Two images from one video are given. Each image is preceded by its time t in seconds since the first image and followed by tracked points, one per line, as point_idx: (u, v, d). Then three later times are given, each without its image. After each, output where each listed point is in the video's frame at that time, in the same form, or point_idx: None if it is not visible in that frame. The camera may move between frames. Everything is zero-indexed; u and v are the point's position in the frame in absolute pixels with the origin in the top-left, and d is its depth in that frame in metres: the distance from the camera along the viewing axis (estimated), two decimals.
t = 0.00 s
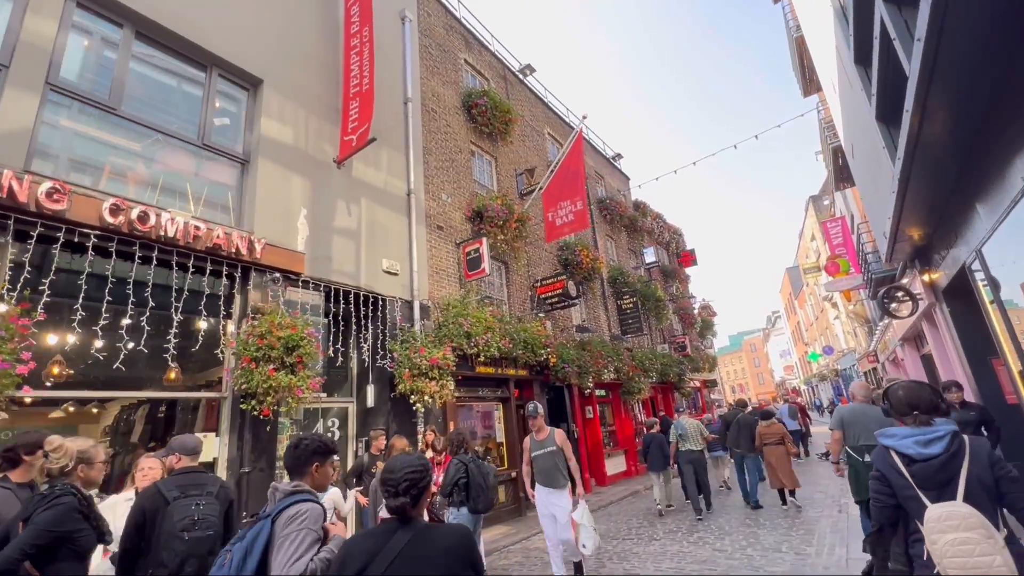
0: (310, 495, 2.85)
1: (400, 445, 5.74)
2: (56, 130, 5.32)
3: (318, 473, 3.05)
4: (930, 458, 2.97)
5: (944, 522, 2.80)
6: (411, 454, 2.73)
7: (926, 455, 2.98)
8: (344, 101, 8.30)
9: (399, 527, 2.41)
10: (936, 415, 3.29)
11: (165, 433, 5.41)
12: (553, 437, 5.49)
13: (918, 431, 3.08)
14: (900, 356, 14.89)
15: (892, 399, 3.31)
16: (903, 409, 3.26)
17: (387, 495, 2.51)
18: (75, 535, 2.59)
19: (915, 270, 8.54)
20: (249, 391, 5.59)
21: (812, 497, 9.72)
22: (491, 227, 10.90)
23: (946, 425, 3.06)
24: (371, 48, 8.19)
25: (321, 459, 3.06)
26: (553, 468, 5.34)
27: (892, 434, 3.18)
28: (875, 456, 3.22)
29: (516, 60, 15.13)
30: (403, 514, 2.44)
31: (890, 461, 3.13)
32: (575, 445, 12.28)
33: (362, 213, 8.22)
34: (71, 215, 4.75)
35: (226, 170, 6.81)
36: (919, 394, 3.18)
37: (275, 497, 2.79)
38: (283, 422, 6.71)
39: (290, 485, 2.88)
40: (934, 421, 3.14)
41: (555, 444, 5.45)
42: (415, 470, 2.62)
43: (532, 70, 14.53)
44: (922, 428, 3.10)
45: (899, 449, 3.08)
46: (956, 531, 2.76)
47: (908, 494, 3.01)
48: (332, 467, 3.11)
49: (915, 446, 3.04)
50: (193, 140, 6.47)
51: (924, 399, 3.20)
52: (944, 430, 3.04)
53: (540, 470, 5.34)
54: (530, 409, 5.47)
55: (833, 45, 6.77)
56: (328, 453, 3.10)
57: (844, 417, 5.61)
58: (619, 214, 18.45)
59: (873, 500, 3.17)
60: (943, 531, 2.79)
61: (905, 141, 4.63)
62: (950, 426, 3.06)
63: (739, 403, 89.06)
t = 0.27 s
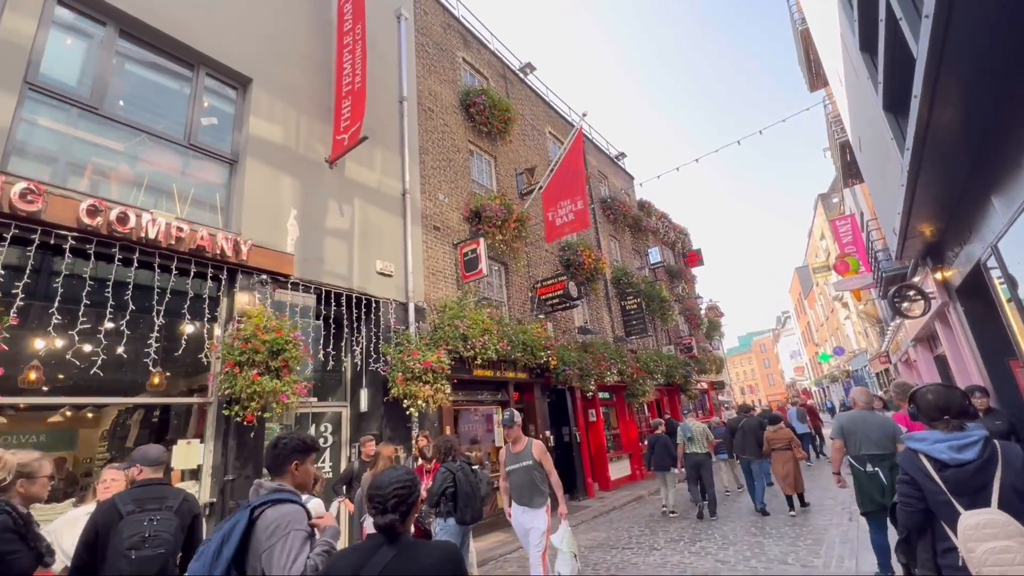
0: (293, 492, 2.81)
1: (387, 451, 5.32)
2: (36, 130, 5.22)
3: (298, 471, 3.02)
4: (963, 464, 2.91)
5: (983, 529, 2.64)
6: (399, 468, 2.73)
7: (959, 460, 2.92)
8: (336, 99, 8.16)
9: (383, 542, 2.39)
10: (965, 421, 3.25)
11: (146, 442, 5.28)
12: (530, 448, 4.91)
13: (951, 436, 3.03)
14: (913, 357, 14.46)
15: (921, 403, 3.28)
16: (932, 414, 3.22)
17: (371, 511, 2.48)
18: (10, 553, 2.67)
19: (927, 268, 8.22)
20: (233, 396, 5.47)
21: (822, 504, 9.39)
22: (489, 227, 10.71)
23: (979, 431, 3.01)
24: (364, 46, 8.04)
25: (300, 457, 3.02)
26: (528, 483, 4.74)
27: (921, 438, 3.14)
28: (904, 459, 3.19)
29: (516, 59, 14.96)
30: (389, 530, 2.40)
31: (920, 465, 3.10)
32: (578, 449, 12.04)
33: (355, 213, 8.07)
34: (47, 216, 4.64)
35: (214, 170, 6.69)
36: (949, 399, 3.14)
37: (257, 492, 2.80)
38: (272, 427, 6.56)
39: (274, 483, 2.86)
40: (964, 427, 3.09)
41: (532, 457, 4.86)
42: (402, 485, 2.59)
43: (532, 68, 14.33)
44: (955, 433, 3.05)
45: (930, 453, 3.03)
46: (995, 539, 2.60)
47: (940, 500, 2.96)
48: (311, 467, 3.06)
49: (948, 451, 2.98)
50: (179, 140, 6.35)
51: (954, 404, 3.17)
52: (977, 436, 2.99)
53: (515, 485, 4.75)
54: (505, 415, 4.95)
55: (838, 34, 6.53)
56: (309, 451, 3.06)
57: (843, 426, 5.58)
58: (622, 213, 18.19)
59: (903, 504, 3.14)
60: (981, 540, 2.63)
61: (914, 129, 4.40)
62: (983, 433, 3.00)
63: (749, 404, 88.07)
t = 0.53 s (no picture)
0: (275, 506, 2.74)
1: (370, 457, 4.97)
2: (14, 129, 5.13)
3: (280, 482, 2.94)
4: (971, 468, 2.77)
5: (999, 533, 2.57)
6: (374, 481, 2.71)
7: (965, 464, 2.78)
8: (327, 97, 8.02)
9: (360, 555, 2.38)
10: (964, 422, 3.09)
11: (126, 448, 5.16)
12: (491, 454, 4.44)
13: (955, 439, 2.87)
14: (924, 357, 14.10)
15: (922, 406, 3.09)
16: (934, 417, 3.05)
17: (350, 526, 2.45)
18: None
19: (937, 265, 7.93)
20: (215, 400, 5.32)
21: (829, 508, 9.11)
22: (486, 226, 10.54)
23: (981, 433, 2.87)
24: (355, 42, 7.90)
25: (278, 468, 2.93)
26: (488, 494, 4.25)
27: (925, 443, 2.96)
28: (906, 464, 3.02)
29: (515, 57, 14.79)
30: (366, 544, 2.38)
31: (924, 471, 2.93)
32: (578, 452, 11.82)
33: (346, 213, 7.93)
34: (20, 216, 4.54)
35: (200, 169, 6.57)
36: (952, 401, 2.98)
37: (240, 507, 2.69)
38: (259, 431, 6.42)
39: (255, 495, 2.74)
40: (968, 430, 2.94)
41: (492, 462, 4.38)
42: (378, 498, 2.57)
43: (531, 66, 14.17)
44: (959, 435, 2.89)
45: (935, 458, 2.86)
46: (1012, 543, 2.53)
47: (948, 506, 2.80)
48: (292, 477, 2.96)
49: (954, 455, 2.82)
50: (164, 138, 6.24)
51: (956, 406, 3.00)
52: (981, 438, 2.84)
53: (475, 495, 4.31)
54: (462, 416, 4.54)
55: (840, 22, 6.30)
56: (290, 460, 3.00)
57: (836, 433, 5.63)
58: (625, 213, 17.96)
59: (907, 510, 2.95)
60: (998, 544, 2.55)
61: (919, 115, 4.18)
62: (985, 435, 2.88)
63: (758, 406, 87.14)
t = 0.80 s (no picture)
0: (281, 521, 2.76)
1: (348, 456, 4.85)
2: None
3: (287, 495, 2.87)
4: (950, 477, 2.85)
5: (974, 542, 2.56)
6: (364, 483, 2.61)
7: (945, 473, 2.85)
8: (318, 94, 7.89)
9: (350, 554, 2.30)
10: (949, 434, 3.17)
11: (104, 452, 5.03)
12: (434, 469, 4.18)
13: (936, 449, 2.95)
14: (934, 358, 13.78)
15: (905, 417, 3.21)
16: (916, 427, 3.16)
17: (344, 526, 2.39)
18: None
19: (946, 262, 7.67)
20: (196, 403, 5.17)
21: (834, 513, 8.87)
22: (483, 225, 10.37)
23: (962, 443, 2.94)
24: (346, 38, 7.76)
25: (286, 482, 2.86)
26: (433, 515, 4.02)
27: (908, 452, 3.05)
28: (891, 472, 3.11)
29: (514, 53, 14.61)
30: (356, 546, 2.29)
31: (907, 479, 3.01)
32: (578, 455, 11.62)
33: (338, 212, 7.79)
34: None
35: (186, 167, 6.45)
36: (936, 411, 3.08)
37: (246, 523, 2.67)
38: (246, 434, 6.28)
39: (261, 512, 2.74)
40: (949, 440, 3.02)
41: (436, 479, 4.11)
42: (369, 498, 2.46)
43: (531, 63, 14.00)
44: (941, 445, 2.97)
45: (917, 467, 2.94)
46: (986, 551, 2.52)
47: (929, 513, 2.88)
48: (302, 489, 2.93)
49: (934, 464, 2.90)
50: (148, 136, 6.12)
51: (937, 417, 3.09)
52: (962, 448, 2.92)
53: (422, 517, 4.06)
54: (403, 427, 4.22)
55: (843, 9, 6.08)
56: (300, 473, 2.94)
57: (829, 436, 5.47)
58: (627, 211, 17.72)
59: (892, 516, 3.05)
60: (974, 551, 2.54)
61: (924, 102, 3.98)
62: (967, 444, 2.95)
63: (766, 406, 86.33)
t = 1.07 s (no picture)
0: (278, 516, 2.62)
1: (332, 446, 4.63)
2: None
3: (289, 488, 2.76)
4: (944, 471, 2.85)
5: (964, 533, 2.63)
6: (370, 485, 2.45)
7: (940, 467, 2.86)
8: (310, 86, 7.76)
9: (355, 559, 2.16)
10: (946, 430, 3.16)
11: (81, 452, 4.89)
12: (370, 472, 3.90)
13: (931, 444, 2.96)
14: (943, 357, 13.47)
15: (902, 413, 3.18)
16: (914, 423, 3.13)
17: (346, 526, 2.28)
18: None
19: (955, 257, 7.42)
20: (177, 401, 5.03)
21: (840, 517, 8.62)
22: (480, 221, 10.20)
23: (958, 439, 2.94)
24: (338, 30, 7.62)
25: (290, 474, 2.76)
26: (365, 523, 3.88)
27: (903, 446, 3.05)
28: (886, 467, 3.11)
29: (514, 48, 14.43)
30: (360, 549, 2.15)
31: (903, 473, 3.00)
32: (578, 455, 11.42)
33: (329, 206, 7.64)
34: None
35: (172, 160, 6.31)
36: (933, 406, 3.06)
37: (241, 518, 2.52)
38: (232, 432, 6.13)
39: (258, 505, 2.61)
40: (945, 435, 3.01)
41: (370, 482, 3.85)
42: (378, 501, 2.34)
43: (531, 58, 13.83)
44: (936, 441, 2.97)
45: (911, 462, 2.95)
46: (977, 542, 2.59)
47: (924, 507, 2.87)
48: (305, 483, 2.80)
49: (928, 458, 2.92)
50: (133, 127, 5.99)
51: (934, 413, 3.07)
52: (957, 443, 2.93)
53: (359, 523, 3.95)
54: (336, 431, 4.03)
55: None
56: (305, 466, 2.82)
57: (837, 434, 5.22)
58: (629, 208, 17.49)
59: (887, 510, 3.02)
60: (964, 543, 2.61)
61: (932, 84, 3.79)
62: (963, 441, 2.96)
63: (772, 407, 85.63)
